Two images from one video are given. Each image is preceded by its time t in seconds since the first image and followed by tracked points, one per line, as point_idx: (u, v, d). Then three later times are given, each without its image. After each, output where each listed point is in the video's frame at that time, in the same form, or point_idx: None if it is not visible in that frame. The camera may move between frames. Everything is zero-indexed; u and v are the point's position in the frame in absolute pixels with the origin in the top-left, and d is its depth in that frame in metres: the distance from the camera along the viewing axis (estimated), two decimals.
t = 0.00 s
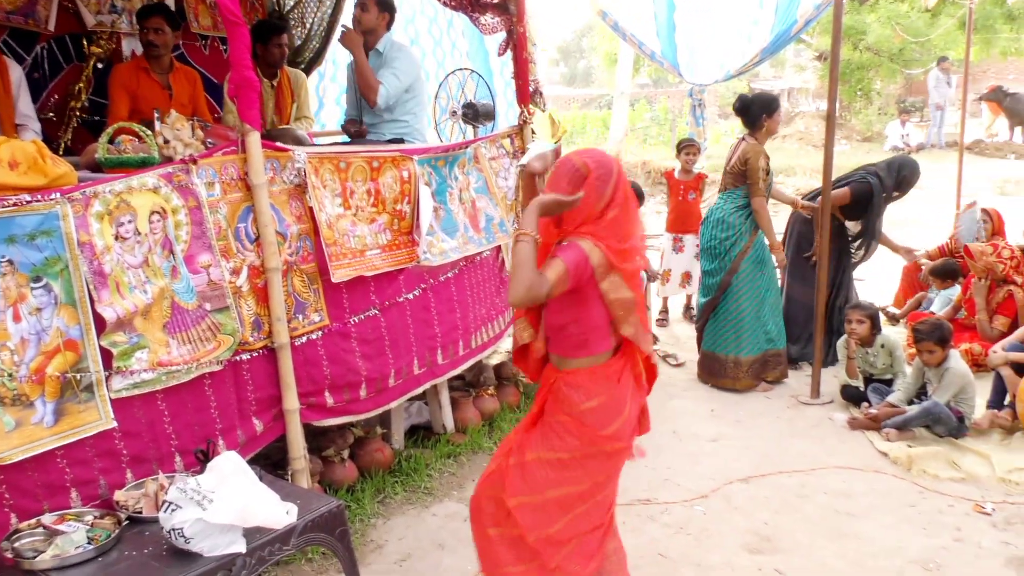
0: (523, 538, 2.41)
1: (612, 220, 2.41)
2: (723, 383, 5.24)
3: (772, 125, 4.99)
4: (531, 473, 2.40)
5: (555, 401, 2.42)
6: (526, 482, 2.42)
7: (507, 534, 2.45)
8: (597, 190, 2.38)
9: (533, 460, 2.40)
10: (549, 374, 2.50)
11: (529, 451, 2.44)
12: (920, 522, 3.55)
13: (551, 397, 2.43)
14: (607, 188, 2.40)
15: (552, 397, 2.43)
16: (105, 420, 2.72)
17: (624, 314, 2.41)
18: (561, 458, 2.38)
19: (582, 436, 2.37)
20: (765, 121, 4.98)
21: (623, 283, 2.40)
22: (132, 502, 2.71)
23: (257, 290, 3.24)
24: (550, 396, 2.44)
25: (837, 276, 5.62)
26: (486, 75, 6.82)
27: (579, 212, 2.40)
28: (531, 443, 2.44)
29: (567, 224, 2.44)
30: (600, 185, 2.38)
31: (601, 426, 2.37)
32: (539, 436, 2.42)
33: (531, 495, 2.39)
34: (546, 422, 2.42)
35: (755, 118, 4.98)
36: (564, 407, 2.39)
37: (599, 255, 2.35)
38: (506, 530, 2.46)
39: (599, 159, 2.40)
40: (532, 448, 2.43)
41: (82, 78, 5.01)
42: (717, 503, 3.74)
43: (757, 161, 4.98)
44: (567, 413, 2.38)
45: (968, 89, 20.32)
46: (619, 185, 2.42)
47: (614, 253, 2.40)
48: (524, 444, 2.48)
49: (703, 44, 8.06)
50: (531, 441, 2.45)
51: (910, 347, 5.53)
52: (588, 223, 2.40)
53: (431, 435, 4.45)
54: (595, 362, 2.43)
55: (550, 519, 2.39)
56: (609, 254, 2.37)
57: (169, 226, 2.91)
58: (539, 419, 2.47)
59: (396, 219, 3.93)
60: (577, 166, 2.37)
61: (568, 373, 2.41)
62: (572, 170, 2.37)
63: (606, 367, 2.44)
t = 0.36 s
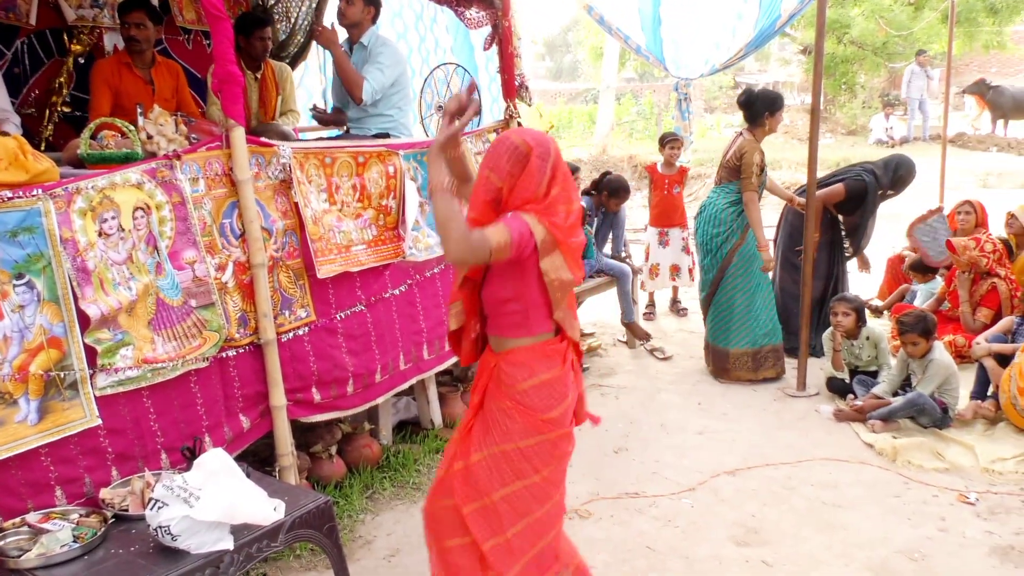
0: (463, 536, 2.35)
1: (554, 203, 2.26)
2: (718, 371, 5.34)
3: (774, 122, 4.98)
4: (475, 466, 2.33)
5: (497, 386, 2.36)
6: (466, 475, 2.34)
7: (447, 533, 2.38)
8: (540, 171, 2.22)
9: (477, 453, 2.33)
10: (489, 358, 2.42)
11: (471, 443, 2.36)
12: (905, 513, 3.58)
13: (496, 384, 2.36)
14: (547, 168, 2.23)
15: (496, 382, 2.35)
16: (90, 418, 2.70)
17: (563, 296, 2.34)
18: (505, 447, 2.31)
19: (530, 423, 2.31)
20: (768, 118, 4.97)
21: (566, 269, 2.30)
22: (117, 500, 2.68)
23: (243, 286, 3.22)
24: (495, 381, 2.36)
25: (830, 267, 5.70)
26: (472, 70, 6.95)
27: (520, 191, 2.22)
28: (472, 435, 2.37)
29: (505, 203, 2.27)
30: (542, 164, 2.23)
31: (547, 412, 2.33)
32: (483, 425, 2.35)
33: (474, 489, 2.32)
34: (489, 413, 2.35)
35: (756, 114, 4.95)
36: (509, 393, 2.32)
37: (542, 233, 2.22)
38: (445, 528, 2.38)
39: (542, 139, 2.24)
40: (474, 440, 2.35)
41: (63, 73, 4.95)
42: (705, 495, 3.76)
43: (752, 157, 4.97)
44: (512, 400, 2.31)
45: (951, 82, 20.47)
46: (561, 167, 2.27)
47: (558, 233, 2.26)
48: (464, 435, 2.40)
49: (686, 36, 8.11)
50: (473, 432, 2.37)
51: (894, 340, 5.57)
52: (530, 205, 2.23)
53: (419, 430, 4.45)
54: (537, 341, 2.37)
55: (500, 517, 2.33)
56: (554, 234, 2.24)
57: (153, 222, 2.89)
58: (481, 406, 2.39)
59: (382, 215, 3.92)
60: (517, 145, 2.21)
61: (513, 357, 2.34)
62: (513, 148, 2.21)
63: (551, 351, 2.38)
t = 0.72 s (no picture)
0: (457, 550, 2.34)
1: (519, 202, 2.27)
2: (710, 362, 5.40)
3: (763, 119, 4.99)
4: (468, 482, 2.28)
5: (465, 396, 2.29)
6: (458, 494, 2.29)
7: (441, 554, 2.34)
8: (499, 165, 2.23)
9: (468, 469, 2.27)
10: (453, 364, 2.31)
11: (457, 461, 2.28)
12: (900, 511, 3.59)
13: (474, 393, 2.29)
14: (513, 166, 2.25)
15: (474, 391, 2.28)
16: (85, 419, 2.70)
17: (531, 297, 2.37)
18: (496, 454, 2.30)
19: (513, 422, 2.33)
20: (757, 114, 4.99)
21: (538, 270, 2.33)
22: (112, 501, 2.68)
23: (238, 286, 3.22)
24: (469, 390, 2.28)
25: (825, 268, 5.73)
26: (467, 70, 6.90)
27: (495, 190, 2.22)
28: (455, 452, 2.29)
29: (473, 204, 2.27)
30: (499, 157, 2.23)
31: (524, 408, 2.36)
32: (465, 439, 2.28)
33: (472, 506, 2.29)
34: (470, 423, 2.28)
35: (746, 111, 4.99)
36: (488, 396, 2.29)
37: (526, 239, 2.24)
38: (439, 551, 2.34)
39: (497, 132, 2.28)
40: (459, 456, 2.28)
41: (56, 72, 4.94)
42: (701, 494, 3.77)
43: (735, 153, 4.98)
44: (496, 404, 2.29)
45: (945, 80, 20.49)
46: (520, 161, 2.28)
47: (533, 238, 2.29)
48: (441, 454, 2.30)
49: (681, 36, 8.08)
50: (456, 449, 2.29)
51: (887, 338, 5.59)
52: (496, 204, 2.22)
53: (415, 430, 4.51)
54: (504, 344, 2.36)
55: (488, 526, 2.31)
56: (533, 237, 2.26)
57: (147, 222, 2.88)
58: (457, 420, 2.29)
59: (377, 214, 3.93)
60: (474, 137, 2.23)
61: (489, 359, 2.29)
62: (472, 142, 2.22)
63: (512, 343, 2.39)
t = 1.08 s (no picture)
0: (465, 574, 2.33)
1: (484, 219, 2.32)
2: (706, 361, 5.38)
3: (752, 118, 4.98)
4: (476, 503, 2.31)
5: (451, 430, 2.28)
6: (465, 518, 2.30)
7: None
8: (460, 181, 2.25)
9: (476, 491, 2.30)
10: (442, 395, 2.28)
11: (463, 487, 2.29)
12: (900, 511, 3.59)
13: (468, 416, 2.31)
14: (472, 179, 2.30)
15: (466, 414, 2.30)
16: (85, 418, 2.70)
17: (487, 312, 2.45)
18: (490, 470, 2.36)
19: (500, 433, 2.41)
20: (746, 113, 4.98)
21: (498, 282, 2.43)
22: (112, 500, 2.68)
23: (237, 286, 3.22)
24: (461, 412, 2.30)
25: (823, 267, 5.72)
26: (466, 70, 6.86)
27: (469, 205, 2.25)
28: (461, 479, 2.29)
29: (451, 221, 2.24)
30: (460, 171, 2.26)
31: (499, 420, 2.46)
32: (468, 461, 2.29)
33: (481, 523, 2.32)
34: (469, 446, 2.30)
35: (736, 110, 4.99)
36: (481, 415, 2.33)
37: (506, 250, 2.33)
38: None
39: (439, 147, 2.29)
40: (463, 477, 2.28)
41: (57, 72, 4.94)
42: (700, 494, 3.77)
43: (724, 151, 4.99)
44: (487, 421, 2.36)
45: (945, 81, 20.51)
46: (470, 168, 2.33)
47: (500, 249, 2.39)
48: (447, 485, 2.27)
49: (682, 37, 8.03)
50: (457, 475, 2.28)
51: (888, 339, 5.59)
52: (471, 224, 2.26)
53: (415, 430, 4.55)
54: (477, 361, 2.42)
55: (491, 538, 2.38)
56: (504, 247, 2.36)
57: (147, 221, 2.88)
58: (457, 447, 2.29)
59: (377, 213, 3.94)
60: (435, 153, 2.24)
61: (478, 380, 2.33)
62: (435, 160, 2.23)
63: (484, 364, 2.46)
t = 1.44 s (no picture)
0: None
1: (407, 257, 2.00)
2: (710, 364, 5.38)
3: (748, 115, 4.97)
4: (412, 541, 2.04)
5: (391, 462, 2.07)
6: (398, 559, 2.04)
7: None
8: (381, 213, 1.99)
9: (417, 525, 2.05)
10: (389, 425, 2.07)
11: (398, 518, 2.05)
12: (900, 509, 3.59)
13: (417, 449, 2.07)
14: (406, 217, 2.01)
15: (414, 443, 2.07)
16: (85, 414, 2.70)
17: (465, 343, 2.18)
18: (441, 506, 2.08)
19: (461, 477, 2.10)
20: (742, 110, 4.97)
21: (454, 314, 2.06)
22: (112, 496, 2.67)
23: (238, 282, 3.22)
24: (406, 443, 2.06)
25: (824, 266, 5.73)
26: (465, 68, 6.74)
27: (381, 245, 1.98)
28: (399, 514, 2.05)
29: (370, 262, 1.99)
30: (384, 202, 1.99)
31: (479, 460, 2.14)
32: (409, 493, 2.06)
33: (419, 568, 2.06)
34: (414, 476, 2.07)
35: (731, 107, 4.98)
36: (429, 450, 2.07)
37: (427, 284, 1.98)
38: None
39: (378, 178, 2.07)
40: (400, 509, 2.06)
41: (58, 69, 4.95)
42: (700, 492, 3.77)
43: (716, 146, 4.99)
44: (449, 461, 2.07)
45: (946, 79, 20.52)
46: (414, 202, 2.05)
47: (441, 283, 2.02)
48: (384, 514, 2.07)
49: (683, 35, 8.04)
50: (396, 504, 2.07)
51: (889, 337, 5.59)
52: (385, 265, 1.99)
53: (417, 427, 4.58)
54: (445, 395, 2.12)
55: None
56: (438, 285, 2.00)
57: (148, 218, 2.88)
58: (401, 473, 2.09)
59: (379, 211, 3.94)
60: (375, 191, 2.00)
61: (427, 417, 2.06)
62: (366, 196, 1.99)
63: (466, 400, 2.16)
